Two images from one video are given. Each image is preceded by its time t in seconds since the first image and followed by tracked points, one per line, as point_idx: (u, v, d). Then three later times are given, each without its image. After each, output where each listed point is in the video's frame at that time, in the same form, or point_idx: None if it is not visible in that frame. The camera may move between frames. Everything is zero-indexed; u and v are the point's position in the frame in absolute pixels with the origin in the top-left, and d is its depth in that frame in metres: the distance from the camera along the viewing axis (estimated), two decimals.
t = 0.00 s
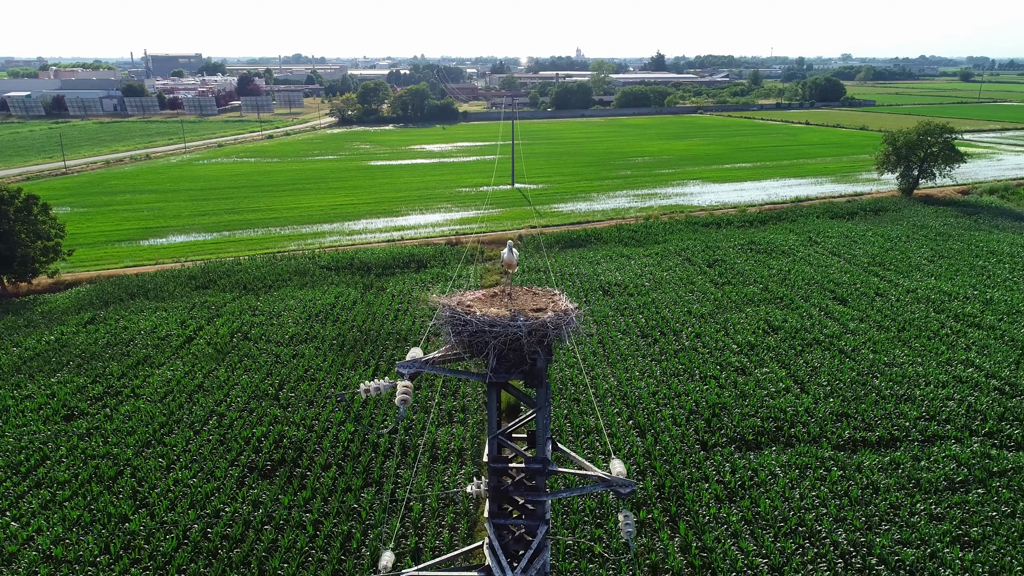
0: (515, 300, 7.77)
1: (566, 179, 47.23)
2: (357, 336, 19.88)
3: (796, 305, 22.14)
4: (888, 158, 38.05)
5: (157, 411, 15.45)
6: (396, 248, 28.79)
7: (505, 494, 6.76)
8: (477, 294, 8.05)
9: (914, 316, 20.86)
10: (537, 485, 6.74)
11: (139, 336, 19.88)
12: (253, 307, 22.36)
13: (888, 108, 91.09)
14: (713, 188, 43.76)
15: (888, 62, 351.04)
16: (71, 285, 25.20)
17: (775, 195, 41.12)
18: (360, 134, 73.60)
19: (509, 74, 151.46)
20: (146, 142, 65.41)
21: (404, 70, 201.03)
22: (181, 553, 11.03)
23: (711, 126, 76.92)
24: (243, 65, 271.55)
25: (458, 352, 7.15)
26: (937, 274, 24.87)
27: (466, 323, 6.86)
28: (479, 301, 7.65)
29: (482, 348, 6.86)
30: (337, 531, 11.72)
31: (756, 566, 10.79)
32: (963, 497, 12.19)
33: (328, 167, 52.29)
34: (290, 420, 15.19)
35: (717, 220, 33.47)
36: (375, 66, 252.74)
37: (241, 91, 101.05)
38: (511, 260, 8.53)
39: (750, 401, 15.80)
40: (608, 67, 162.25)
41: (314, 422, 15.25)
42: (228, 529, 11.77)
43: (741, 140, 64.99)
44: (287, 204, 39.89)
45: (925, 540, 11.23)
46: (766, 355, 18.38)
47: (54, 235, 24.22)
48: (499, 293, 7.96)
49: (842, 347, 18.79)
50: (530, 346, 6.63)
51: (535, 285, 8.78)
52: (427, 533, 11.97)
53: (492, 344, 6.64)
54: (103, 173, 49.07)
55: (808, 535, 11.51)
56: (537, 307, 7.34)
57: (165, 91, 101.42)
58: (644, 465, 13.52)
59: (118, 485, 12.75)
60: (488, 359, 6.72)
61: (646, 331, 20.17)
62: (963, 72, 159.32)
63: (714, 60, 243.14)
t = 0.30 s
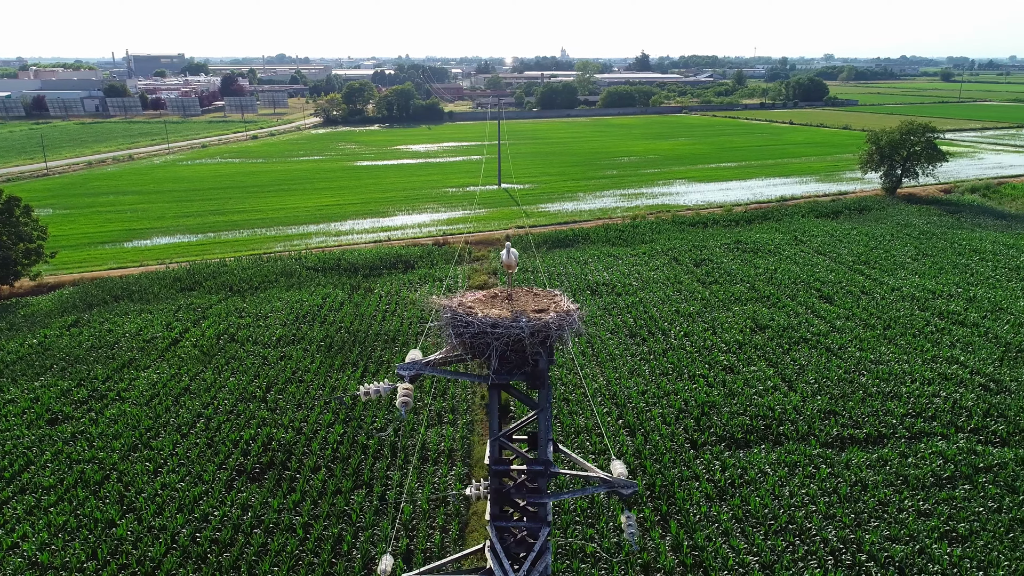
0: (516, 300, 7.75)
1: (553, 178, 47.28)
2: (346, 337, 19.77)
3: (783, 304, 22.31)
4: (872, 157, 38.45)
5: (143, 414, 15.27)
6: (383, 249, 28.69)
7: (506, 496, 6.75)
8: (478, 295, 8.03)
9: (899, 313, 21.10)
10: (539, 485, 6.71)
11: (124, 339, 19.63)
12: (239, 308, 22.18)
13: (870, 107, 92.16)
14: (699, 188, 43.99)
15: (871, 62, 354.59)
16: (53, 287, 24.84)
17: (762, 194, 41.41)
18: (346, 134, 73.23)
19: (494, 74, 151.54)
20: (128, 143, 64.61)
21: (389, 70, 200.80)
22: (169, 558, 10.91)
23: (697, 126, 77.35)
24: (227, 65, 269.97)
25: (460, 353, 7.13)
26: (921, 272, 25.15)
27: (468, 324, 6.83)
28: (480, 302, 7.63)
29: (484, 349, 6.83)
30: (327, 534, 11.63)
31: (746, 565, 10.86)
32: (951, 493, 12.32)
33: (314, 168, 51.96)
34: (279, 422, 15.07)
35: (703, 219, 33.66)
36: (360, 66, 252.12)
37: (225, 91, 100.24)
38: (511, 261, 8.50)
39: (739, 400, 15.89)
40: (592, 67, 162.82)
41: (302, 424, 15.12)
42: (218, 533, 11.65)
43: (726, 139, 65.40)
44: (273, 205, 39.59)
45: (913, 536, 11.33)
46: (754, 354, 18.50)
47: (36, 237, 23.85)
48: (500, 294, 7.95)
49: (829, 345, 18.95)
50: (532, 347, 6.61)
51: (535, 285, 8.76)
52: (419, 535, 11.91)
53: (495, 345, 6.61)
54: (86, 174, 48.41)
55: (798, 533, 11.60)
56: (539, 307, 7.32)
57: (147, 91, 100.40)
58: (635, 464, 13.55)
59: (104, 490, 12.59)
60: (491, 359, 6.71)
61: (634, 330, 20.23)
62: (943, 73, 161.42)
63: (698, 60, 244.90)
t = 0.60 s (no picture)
0: (519, 301, 7.73)
1: (541, 178, 47.30)
2: (335, 338, 19.67)
3: (771, 302, 22.44)
4: (857, 156, 38.79)
5: (131, 417, 15.09)
6: (371, 249, 28.56)
7: (510, 497, 6.70)
8: (480, 296, 7.98)
9: (886, 312, 21.28)
10: (542, 487, 6.67)
11: (111, 341, 19.40)
12: (227, 310, 21.99)
13: (854, 107, 93.00)
14: (687, 187, 44.16)
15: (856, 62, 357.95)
16: (37, 289, 24.51)
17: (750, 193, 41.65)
18: (334, 134, 72.89)
19: (481, 75, 151.46)
20: (113, 143, 63.89)
21: (376, 71, 200.07)
22: (159, 562, 10.78)
23: (685, 125, 77.72)
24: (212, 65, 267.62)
25: (462, 355, 7.08)
26: (907, 270, 25.40)
27: (472, 325, 6.80)
28: (483, 303, 7.59)
29: (488, 350, 6.81)
30: (319, 537, 11.55)
31: (739, 563, 10.90)
32: (939, 489, 12.43)
33: (302, 168, 51.64)
34: (268, 424, 14.94)
35: (691, 218, 33.80)
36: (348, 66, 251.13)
37: (209, 92, 99.47)
38: (513, 262, 8.45)
39: (729, 399, 15.96)
40: (579, 68, 162.90)
41: (293, 426, 15.00)
42: (208, 536, 11.54)
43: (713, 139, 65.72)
44: (260, 205, 39.31)
45: (903, 532, 11.41)
46: (743, 352, 18.59)
47: (18, 239, 23.51)
48: (502, 295, 7.91)
49: (818, 343, 19.08)
50: (536, 348, 6.56)
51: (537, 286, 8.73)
52: (411, 536, 11.85)
53: (499, 346, 6.58)
54: (70, 175, 47.84)
55: (789, 530, 11.64)
56: (542, 308, 7.29)
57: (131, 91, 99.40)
58: (627, 464, 13.57)
59: (92, 494, 12.43)
60: (495, 361, 6.65)
61: (623, 329, 20.26)
62: (925, 74, 163.39)
63: (684, 60, 246.35)
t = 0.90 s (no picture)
0: (522, 301, 7.69)
1: (530, 178, 47.31)
2: (324, 339, 19.55)
3: (760, 301, 22.55)
4: (843, 155, 39.08)
5: (119, 420, 14.91)
6: (359, 250, 28.42)
7: (514, 499, 6.66)
8: (483, 296, 7.94)
9: (874, 310, 21.44)
10: (547, 488, 6.64)
11: (98, 343, 19.18)
12: (215, 312, 21.79)
13: (839, 106, 93.77)
14: (676, 186, 44.33)
15: (842, 62, 360.69)
16: (21, 292, 24.21)
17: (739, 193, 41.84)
18: (321, 134, 72.55)
19: (468, 75, 151.41)
20: (97, 144, 63.24)
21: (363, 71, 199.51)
22: (150, 566, 10.67)
23: (673, 125, 78.04)
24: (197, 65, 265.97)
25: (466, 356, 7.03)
26: (894, 268, 25.61)
27: (476, 326, 6.74)
28: (487, 303, 7.55)
29: (492, 351, 6.75)
30: (311, 539, 11.47)
31: (732, 561, 10.94)
32: (929, 486, 12.52)
33: (290, 168, 51.35)
34: (259, 426, 14.80)
35: (680, 218, 33.93)
36: (335, 66, 250.39)
37: (194, 92, 98.73)
38: (514, 262, 8.44)
39: (720, 397, 16.00)
40: (566, 67, 163.09)
41: (283, 428, 14.87)
42: (199, 540, 11.42)
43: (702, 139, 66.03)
44: (247, 206, 39.03)
45: (894, 529, 11.49)
46: (733, 351, 18.64)
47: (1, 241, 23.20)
48: (506, 296, 7.88)
49: (807, 341, 19.18)
50: (541, 348, 6.51)
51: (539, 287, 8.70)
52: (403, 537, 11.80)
53: (503, 346, 6.52)
54: (54, 176, 47.28)
55: (781, 528, 11.68)
56: (547, 308, 7.25)
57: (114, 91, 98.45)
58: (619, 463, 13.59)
59: (80, 498, 12.27)
60: (499, 361, 6.60)
61: (613, 329, 20.28)
62: (909, 72, 164.82)
63: (672, 60, 247.04)
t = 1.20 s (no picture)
0: (529, 301, 7.65)
1: (522, 178, 47.31)
2: (317, 340, 19.45)
3: (752, 300, 22.61)
4: (833, 155, 39.29)
5: (111, 422, 14.77)
6: (350, 251, 28.31)
7: (521, 500, 6.65)
8: (489, 296, 7.92)
9: (865, 308, 21.54)
10: (554, 490, 6.63)
11: (88, 345, 19.01)
12: (207, 313, 21.64)
13: (828, 105, 94.31)
14: (668, 186, 44.43)
15: (831, 62, 362.91)
16: (9, 295, 23.98)
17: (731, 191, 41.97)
18: (311, 135, 72.29)
19: (458, 75, 151.30)
20: (86, 145, 62.72)
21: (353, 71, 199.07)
22: (143, 570, 10.58)
23: (664, 125, 78.27)
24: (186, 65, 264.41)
25: (474, 356, 6.99)
26: (885, 267, 25.75)
27: (484, 327, 6.70)
28: (494, 303, 7.53)
29: (499, 351, 6.71)
30: (306, 541, 11.40)
31: (728, 560, 10.95)
32: (922, 484, 12.58)
33: (281, 169, 51.11)
34: (252, 428, 14.70)
35: (672, 217, 34.02)
36: (326, 66, 249.43)
37: (183, 92, 98.19)
38: (520, 260, 8.46)
39: (714, 396, 16.02)
40: (556, 67, 163.04)
41: (277, 429, 14.77)
42: (193, 542, 11.34)
43: (693, 138, 66.22)
44: (238, 207, 38.81)
45: (888, 526, 11.54)
46: (726, 350, 18.67)
47: None
48: (513, 295, 7.86)
49: (799, 340, 19.25)
50: (550, 348, 6.47)
51: (545, 287, 8.68)
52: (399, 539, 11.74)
53: (512, 347, 6.46)
54: (41, 177, 46.81)
55: (777, 526, 11.70)
56: (554, 308, 7.23)
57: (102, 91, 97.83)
58: (613, 463, 13.60)
59: (72, 502, 12.16)
60: (508, 361, 6.54)
61: (605, 328, 20.29)
62: (896, 72, 165.92)
63: (661, 59, 248.10)
